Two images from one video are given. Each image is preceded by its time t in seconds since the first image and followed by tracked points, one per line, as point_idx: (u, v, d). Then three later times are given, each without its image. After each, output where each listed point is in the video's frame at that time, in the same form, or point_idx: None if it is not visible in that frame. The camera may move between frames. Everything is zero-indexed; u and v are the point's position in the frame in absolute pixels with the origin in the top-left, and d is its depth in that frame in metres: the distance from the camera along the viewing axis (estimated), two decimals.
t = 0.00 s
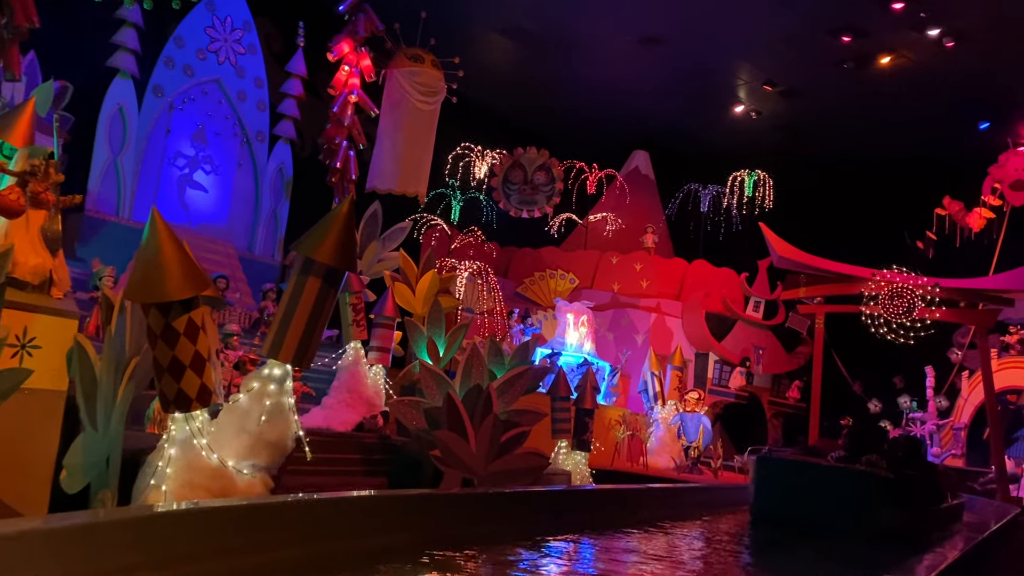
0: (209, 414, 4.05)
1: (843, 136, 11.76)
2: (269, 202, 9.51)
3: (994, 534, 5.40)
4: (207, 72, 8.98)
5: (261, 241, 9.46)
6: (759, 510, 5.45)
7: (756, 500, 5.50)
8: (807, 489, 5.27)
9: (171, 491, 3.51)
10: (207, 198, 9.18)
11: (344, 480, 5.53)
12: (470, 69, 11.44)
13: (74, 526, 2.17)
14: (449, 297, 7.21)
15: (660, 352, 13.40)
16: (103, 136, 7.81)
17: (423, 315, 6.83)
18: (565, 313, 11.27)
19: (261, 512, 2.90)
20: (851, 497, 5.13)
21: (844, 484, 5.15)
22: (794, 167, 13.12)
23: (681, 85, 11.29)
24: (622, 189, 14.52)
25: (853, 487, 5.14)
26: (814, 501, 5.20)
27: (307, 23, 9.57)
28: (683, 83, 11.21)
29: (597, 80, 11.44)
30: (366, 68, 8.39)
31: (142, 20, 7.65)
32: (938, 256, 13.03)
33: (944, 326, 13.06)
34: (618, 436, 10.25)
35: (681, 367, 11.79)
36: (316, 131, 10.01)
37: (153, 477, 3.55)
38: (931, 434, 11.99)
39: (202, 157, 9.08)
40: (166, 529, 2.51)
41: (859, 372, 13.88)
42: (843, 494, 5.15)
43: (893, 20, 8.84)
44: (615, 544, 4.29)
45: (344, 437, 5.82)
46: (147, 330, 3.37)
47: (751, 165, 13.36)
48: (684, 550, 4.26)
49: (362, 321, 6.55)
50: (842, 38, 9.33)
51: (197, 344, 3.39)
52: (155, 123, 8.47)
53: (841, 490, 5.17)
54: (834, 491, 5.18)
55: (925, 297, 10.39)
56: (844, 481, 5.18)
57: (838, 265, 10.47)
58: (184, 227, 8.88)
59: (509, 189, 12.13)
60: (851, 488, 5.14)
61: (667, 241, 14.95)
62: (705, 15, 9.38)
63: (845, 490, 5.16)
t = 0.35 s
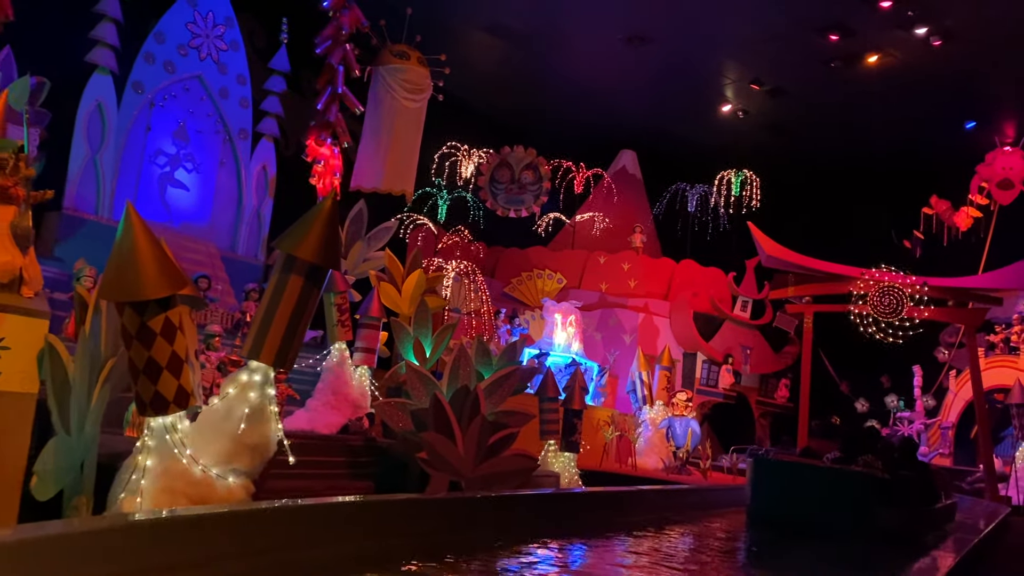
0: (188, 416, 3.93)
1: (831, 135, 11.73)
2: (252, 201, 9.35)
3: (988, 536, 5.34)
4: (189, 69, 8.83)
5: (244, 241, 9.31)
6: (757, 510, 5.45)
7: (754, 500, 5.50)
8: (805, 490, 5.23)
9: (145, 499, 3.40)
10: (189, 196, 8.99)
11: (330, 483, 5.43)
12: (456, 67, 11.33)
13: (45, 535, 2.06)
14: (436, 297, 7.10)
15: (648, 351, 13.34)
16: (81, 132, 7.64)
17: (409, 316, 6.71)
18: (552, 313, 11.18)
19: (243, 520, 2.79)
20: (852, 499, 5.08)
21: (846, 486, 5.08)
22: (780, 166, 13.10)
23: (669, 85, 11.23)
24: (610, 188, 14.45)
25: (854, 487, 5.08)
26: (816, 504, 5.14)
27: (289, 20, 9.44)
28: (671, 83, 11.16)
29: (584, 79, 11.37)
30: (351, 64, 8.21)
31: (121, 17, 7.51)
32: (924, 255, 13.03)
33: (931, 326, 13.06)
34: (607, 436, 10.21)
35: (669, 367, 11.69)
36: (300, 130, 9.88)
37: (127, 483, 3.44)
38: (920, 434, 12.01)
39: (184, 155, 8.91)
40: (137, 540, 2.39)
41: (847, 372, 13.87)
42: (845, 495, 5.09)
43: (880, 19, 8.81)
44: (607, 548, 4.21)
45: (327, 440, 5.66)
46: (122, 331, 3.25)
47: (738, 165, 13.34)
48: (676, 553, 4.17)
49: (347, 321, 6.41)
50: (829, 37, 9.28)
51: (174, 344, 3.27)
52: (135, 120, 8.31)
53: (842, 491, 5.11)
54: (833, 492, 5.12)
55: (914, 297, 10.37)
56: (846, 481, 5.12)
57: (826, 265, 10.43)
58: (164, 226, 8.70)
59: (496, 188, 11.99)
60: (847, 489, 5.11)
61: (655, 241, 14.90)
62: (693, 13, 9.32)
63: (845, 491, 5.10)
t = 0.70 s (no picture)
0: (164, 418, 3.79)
1: (818, 133, 11.70)
2: (235, 199, 9.23)
3: (981, 536, 5.29)
4: (169, 64, 8.70)
5: (226, 239, 9.19)
6: (753, 511, 5.40)
7: (750, 502, 5.45)
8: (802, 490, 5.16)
9: (118, 506, 3.27)
10: (169, 193, 8.87)
11: (316, 487, 5.28)
12: (442, 64, 11.21)
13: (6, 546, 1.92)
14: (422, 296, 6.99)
15: (636, 351, 13.25)
16: (58, 127, 7.48)
17: (395, 315, 6.66)
18: (540, 312, 11.08)
19: (218, 526, 2.66)
20: (849, 499, 5.03)
21: (841, 486, 5.04)
22: (768, 164, 13.06)
23: (657, 83, 11.15)
24: (597, 187, 14.37)
25: (850, 488, 5.03)
26: (812, 505, 5.10)
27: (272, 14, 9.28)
28: (658, 81, 11.09)
29: (571, 77, 11.29)
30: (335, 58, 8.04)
31: (99, 9, 7.32)
32: (911, 254, 13.04)
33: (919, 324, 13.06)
34: (595, 437, 10.13)
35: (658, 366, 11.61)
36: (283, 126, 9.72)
37: (100, 490, 3.30)
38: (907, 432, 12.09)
39: (164, 151, 8.78)
40: (116, 547, 2.28)
41: (834, 371, 13.87)
42: (841, 495, 5.05)
43: (869, 17, 8.77)
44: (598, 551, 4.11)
45: (311, 441, 5.57)
46: (95, 330, 3.12)
47: (725, 164, 13.29)
48: (668, 556, 4.08)
49: (332, 321, 6.24)
50: (818, 35, 9.24)
51: (150, 343, 3.14)
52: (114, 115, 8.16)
53: (837, 491, 5.08)
54: (828, 492, 5.09)
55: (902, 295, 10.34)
56: (842, 482, 5.08)
57: (814, 263, 10.37)
58: (144, 224, 8.57)
59: (483, 185, 11.82)
60: (843, 489, 5.05)
61: (642, 240, 14.82)
62: (679, 10, 9.24)
63: (840, 491, 5.07)
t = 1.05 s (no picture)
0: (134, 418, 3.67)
1: (800, 132, 11.70)
2: (212, 195, 9.08)
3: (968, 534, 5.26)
4: (143, 57, 8.55)
5: (203, 236, 9.04)
6: (742, 509, 5.27)
7: (739, 500, 5.33)
8: (790, 488, 5.10)
9: (84, 509, 3.16)
10: (144, 188, 8.75)
11: (296, 488, 5.18)
12: (423, 59, 11.09)
13: None
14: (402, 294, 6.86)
15: (620, 348, 13.23)
16: (30, 121, 7.28)
17: (376, 313, 6.49)
18: (522, 310, 10.99)
19: (192, 530, 2.54)
20: (839, 498, 4.96)
21: (831, 484, 4.98)
22: (750, 162, 13.04)
23: (639, 80, 11.10)
24: (580, 184, 14.30)
25: (839, 486, 4.98)
26: (800, 504, 5.03)
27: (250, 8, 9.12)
28: (641, 78, 11.04)
29: (552, 73, 11.22)
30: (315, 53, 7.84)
31: None
32: (892, 252, 13.09)
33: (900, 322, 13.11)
34: (578, 435, 10.12)
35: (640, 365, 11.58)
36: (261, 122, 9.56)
37: (66, 494, 3.20)
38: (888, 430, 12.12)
39: (138, 146, 8.64)
40: (80, 552, 2.14)
41: (815, 368, 13.91)
42: (829, 494, 4.97)
43: (850, 14, 8.74)
44: (584, 552, 4.01)
45: (289, 442, 5.47)
46: (59, 327, 2.99)
47: (707, 162, 13.28)
48: (653, 555, 4.00)
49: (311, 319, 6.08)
50: (800, 32, 9.20)
51: (117, 340, 3.02)
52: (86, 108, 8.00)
53: (825, 490, 5.00)
54: (817, 490, 5.03)
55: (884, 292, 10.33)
56: (831, 480, 5.02)
57: (795, 261, 10.35)
58: (117, 220, 8.42)
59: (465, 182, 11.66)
60: (832, 486, 5.00)
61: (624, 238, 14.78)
62: (661, 6, 9.18)
63: (830, 489, 5.00)
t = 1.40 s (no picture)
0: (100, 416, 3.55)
1: (781, 129, 11.69)
2: (186, 190, 8.93)
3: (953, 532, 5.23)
4: (115, 48, 8.39)
5: (177, 232, 8.90)
6: (730, 508, 5.28)
7: (728, 498, 5.35)
8: (778, 488, 5.05)
9: (46, 513, 3.06)
10: (116, 182, 8.55)
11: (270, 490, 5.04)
12: (403, 54, 10.95)
13: None
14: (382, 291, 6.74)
15: (602, 347, 13.22)
16: None
17: (354, 310, 6.40)
18: (504, 308, 10.91)
19: (158, 538, 2.41)
20: (826, 497, 4.91)
21: (818, 483, 4.93)
22: (731, 160, 13.03)
23: (621, 76, 11.03)
24: (561, 182, 14.23)
25: (826, 485, 4.93)
26: (787, 503, 4.98)
27: None
28: (622, 75, 10.97)
29: (533, 69, 11.12)
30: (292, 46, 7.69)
31: None
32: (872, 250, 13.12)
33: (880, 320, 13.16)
34: (559, 434, 9.84)
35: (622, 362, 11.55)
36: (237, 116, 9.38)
37: (29, 496, 3.10)
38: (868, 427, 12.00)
39: (111, 139, 8.43)
40: (43, 560, 2.03)
41: (796, 366, 13.95)
42: (816, 493, 4.92)
43: (832, 11, 8.71)
44: (566, 554, 3.92)
45: (266, 442, 5.33)
46: (19, 323, 2.86)
47: (688, 159, 13.25)
48: (637, 556, 3.93)
49: (287, 316, 6.00)
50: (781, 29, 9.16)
51: (82, 337, 2.90)
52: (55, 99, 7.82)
53: (812, 488, 4.95)
54: (803, 489, 4.98)
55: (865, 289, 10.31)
56: (817, 479, 4.97)
57: (776, 258, 10.33)
58: (88, 215, 8.23)
59: (445, 179, 11.58)
60: (819, 486, 4.96)
61: (605, 235, 14.72)
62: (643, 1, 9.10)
63: (816, 488, 4.95)
